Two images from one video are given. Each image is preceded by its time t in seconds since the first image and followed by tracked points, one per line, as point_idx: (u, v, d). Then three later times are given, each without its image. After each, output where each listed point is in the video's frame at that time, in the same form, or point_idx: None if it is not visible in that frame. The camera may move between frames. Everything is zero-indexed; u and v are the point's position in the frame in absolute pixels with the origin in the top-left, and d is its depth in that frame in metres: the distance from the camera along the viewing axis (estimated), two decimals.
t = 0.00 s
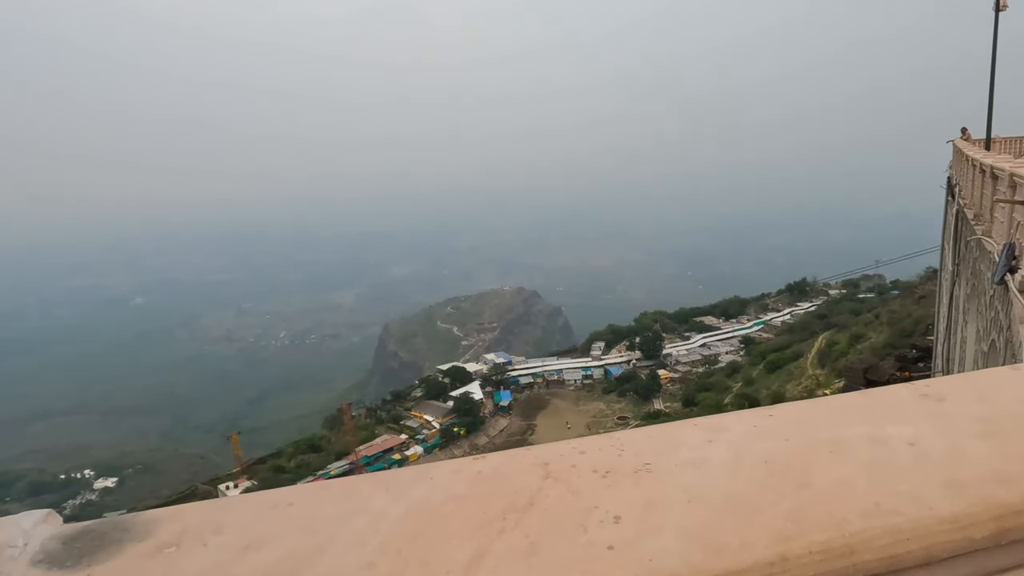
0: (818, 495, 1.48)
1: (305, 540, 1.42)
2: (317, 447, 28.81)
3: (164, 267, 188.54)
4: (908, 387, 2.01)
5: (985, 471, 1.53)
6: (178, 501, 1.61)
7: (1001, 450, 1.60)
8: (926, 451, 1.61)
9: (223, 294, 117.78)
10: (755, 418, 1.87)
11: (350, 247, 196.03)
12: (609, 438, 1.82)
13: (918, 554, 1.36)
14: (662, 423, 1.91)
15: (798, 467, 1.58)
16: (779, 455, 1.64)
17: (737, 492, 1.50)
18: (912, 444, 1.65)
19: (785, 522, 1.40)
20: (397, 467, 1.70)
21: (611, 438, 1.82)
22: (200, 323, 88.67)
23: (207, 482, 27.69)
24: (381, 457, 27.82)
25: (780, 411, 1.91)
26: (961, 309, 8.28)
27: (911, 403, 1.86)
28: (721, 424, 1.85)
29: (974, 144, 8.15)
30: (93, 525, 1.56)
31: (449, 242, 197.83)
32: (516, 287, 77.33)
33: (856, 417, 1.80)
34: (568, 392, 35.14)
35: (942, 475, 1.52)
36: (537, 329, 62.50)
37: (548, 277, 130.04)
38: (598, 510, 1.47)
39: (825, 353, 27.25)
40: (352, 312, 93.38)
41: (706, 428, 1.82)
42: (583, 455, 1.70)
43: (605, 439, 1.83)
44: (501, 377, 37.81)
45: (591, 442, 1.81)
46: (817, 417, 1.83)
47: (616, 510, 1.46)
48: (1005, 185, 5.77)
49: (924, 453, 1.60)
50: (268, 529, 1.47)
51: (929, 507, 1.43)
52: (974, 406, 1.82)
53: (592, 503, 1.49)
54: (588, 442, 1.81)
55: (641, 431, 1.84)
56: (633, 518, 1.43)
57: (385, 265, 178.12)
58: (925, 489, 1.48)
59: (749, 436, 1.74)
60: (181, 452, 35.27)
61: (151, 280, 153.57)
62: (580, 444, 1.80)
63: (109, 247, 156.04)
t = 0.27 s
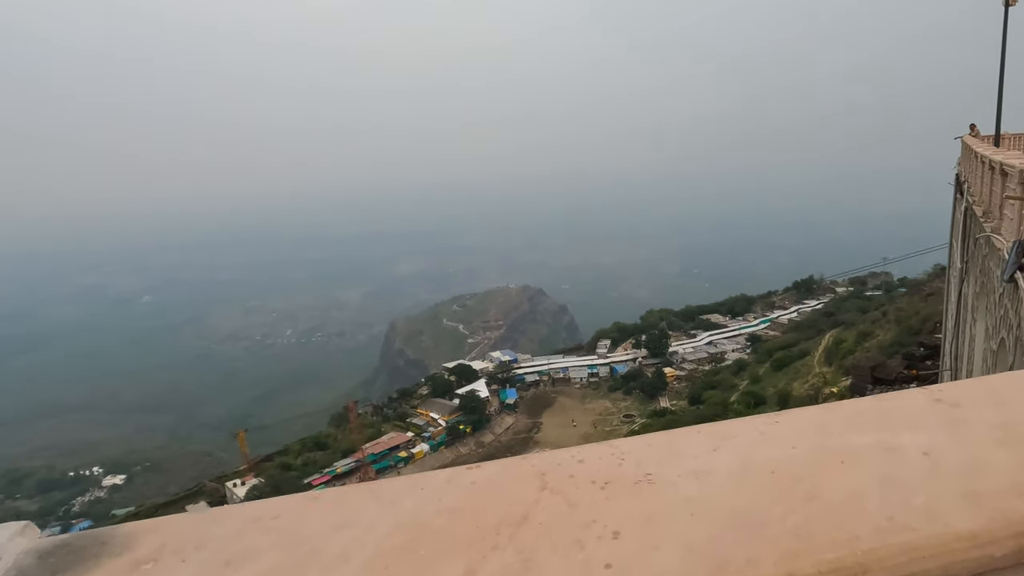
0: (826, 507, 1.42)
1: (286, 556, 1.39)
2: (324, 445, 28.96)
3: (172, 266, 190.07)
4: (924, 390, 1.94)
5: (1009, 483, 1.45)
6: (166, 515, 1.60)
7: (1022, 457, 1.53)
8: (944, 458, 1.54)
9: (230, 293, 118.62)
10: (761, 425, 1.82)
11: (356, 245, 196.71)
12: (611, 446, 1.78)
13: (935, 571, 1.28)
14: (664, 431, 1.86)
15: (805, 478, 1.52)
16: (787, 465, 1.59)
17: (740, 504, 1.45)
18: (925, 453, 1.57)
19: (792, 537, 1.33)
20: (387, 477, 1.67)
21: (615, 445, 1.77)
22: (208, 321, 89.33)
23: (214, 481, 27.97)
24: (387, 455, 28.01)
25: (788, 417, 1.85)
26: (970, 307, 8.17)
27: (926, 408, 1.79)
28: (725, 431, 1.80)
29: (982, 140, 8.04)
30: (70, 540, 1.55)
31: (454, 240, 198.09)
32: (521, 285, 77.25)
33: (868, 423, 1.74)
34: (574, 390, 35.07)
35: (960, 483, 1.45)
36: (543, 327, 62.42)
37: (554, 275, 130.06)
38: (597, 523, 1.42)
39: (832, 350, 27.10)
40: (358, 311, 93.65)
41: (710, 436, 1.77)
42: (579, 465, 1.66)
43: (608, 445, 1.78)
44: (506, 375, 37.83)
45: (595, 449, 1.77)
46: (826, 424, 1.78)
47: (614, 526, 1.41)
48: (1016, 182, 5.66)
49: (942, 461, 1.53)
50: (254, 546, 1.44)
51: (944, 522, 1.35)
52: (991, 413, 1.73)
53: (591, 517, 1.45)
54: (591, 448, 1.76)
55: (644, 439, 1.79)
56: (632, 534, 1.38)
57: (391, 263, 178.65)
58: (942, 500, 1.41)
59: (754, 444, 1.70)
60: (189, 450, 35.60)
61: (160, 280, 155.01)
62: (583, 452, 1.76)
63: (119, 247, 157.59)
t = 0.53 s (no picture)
0: (812, 529, 1.41)
1: None
2: (328, 442, 29.40)
3: (180, 263, 191.38)
4: (915, 404, 1.93)
5: (1000, 503, 1.42)
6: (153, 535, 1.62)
7: (1011, 475, 1.51)
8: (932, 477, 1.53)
9: (237, 289, 119.30)
10: (750, 442, 1.81)
11: (362, 241, 197.19)
12: (601, 461, 1.78)
13: None
14: (653, 449, 1.86)
15: (788, 497, 1.52)
16: (774, 486, 1.58)
17: (724, 524, 1.45)
18: (915, 473, 1.56)
19: (773, 560, 1.33)
20: (373, 494, 1.66)
21: (605, 459, 1.78)
22: (214, 317, 89.84)
23: (219, 477, 28.23)
24: (392, 451, 28.20)
25: (776, 434, 1.85)
26: (975, 305, 8.13)
27: (916, 424, 1.77)
28: (714, 449, 1.79)
29: (987, 137, 7.98)
30: (54, 560, 1.55)
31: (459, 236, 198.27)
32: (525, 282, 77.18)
33: (857, 440, 1.73)
34: (578, 386, 35.08)
35: (947, 505, 1.44)
36: (547, 323, 62.49)
37: (559, 271, 130.06)
38: (579, 544, 1.42)
39: (837, 348, 27.00)
40: (363, 307, 93.94)
41: (699, 454, 1.76)
42: (565, 484, 1.66)
43: (599, 460, 1.79)
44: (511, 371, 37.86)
45: (585, 464, 1.77)
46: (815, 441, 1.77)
47: (596, 548, 1.41)
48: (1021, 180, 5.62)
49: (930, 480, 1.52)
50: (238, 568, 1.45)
51: (928, 547, 1.32)
52: (983, 428, 1.71)
53: (572, 540, 1.44)
54: (580, 464, 1.77)
55: (631, 457, 1.79)
56: (615, 555, 1.37)
57: (396, 259, 179.06)
58: (927, 521, 1.40)
59: (743, 463, 1.69)
60: (195, 446, 35.92)
61: (168, 276, 156.32)
62: (573, 466, 1.76)
63: (128, 245, 158.92)
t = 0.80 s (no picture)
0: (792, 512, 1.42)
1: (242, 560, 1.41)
2: (332, 430, 29.70)
3: (185, 251, 192.06)
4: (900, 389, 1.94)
5: (975, 489, 1.44)
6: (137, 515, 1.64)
7: (995, 461, 1.51)
8: (914, 462, 1.54)
9: (242, 277, 119.86)
10: (735, 426, 1.82)
11: (365, 230, 197.32)
12: (591, 446, 1.80)
13: None
14: (638, 433, 1.86)
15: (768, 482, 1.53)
16: (756, 470, 1.58)
17: (704, 508, 1.46)
18: (897, 457, 1.57)
19: (752, 543, 1.34)
20: (359, 479, 1.67)
21: (593, 445, 1.80)
22: (218, 306, 90.26)
23: (223, 464, 28.57)
24: (395, 439, 28.44)
25: (762, 419, 1.85)
26: (978, 296, 8.10)
27: (902, 410, 1.78)
28: (697, 435, 1.79)
29: (993, 126, 7.90)
30: (38, 541, 1.55)
31: (463, 225, 198.16)
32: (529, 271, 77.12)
33: (843, 426, 1.74)
34: (581, 376, 35.21)
35: (929, 491, 1.44)
36: (550, 313, 62.53)
37: (562, 260, 130.00)
38: (559, 527, 1.43)
39: (840, 338, 26.95)
40: (366, 296, 94.13)
41: (683, 439, 1.76)
42: (548, 467, 1.67)
43: (587, 445, 1.80)
44: (514, 360, 37.95)
45: (574, 449, 1.79)
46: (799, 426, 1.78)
47: (575, 530, 1.42)
48: None
49: (911, 466, 1.53)
50: (219, 549, 1.46)
51: (905, 533, 1.34)
52: (968, 414, 1.72)
53: (551, 522, 1.45)
54: (570, 448, 1.78)
55: (615, 441, 1.80)
56: (592, 537, 1.39)
57: (400, 248, 179.33)
58: (905, 506, 1.41)
59: (726, 447, 1.69)
60: (200, 434, 36.32)
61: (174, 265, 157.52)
62: (561, 452, 1.77)
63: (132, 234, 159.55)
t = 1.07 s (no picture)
0: (808, 503, 1.41)
1: (206, 550, 1.42)
2: (333, 412, 29.96)
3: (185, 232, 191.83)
4: (916, 374, 1.96)
5: (1003, 478, 1.44)
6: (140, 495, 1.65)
7: (1019, 448, 1.53)
8: (936, 453, 1.54)
9: (242, 260, 119.81)
10: (743, 409, 1.82)
11: (366, 213, 196.89)
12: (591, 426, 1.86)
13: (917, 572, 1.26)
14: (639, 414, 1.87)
15: (787, 470, 1.54)
16: (768, 457, 1.58)
17: (712, 498, 1.45)
18: (918, 444, 1.58)
19: (768, 538, 1.32)
20: (348, 464, 1.67)
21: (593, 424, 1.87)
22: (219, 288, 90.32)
23: (225, 446, 28.83)
24: (395, 422, 28.69)
25: (771, 402, 1.85)
26: (981, 282, 8.07)
27: (920, 394, 1.80)
28: (702, 419, 1.80)
29: (997, 112, 7.96)
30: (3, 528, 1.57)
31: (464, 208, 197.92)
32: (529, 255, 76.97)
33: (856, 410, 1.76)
34: (581, 360, 35.35)
35: (949, 480, 1.45)
36: (551, 297, 62.55)
37: (563, 244, 129.90)
38: (568, 516, 1.42)
39: (840, 323, 27.02)
40: (367, 279, 94.07)
41: (687, 424, 1.77)
42: (549, 453, 1.66)
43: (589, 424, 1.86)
44: (514, 344, 38.03)
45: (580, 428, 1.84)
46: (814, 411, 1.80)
47: (571, 522, 1.40)
48: None
49: (932, 454, 1.54)
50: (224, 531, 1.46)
51: (932, 525, 1.32)
52: (992, 401, 1.73)
53: (545, 511, 1.44)
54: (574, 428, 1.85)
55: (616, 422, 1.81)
56: (588, 529, 1.38)
57: (401, 232, 179.51)
58: (929, 495, 1.41)
59: (735, 432, 1.70)
60: (203, 416, 36.64)
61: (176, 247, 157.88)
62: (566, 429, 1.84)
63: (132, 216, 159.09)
